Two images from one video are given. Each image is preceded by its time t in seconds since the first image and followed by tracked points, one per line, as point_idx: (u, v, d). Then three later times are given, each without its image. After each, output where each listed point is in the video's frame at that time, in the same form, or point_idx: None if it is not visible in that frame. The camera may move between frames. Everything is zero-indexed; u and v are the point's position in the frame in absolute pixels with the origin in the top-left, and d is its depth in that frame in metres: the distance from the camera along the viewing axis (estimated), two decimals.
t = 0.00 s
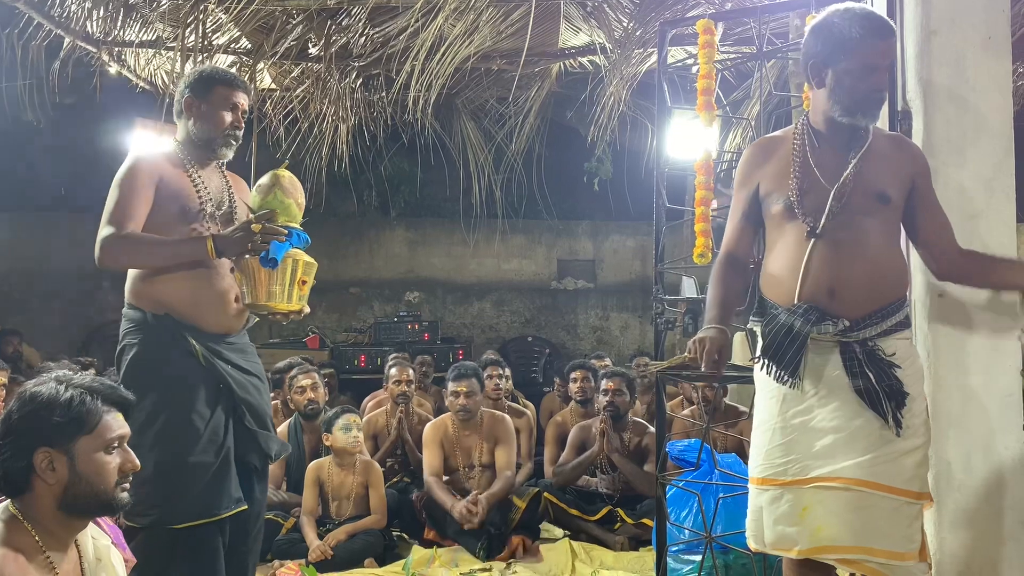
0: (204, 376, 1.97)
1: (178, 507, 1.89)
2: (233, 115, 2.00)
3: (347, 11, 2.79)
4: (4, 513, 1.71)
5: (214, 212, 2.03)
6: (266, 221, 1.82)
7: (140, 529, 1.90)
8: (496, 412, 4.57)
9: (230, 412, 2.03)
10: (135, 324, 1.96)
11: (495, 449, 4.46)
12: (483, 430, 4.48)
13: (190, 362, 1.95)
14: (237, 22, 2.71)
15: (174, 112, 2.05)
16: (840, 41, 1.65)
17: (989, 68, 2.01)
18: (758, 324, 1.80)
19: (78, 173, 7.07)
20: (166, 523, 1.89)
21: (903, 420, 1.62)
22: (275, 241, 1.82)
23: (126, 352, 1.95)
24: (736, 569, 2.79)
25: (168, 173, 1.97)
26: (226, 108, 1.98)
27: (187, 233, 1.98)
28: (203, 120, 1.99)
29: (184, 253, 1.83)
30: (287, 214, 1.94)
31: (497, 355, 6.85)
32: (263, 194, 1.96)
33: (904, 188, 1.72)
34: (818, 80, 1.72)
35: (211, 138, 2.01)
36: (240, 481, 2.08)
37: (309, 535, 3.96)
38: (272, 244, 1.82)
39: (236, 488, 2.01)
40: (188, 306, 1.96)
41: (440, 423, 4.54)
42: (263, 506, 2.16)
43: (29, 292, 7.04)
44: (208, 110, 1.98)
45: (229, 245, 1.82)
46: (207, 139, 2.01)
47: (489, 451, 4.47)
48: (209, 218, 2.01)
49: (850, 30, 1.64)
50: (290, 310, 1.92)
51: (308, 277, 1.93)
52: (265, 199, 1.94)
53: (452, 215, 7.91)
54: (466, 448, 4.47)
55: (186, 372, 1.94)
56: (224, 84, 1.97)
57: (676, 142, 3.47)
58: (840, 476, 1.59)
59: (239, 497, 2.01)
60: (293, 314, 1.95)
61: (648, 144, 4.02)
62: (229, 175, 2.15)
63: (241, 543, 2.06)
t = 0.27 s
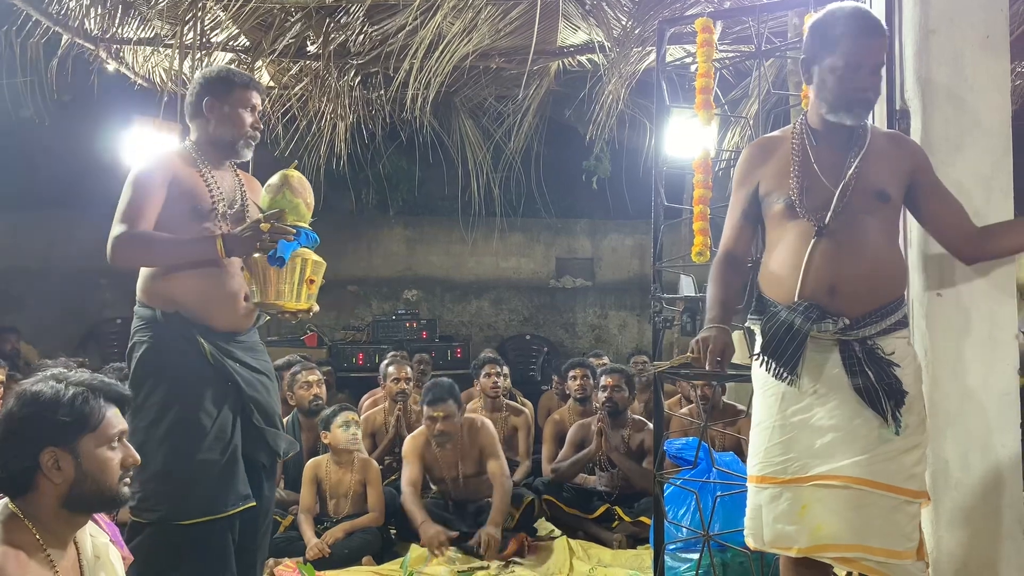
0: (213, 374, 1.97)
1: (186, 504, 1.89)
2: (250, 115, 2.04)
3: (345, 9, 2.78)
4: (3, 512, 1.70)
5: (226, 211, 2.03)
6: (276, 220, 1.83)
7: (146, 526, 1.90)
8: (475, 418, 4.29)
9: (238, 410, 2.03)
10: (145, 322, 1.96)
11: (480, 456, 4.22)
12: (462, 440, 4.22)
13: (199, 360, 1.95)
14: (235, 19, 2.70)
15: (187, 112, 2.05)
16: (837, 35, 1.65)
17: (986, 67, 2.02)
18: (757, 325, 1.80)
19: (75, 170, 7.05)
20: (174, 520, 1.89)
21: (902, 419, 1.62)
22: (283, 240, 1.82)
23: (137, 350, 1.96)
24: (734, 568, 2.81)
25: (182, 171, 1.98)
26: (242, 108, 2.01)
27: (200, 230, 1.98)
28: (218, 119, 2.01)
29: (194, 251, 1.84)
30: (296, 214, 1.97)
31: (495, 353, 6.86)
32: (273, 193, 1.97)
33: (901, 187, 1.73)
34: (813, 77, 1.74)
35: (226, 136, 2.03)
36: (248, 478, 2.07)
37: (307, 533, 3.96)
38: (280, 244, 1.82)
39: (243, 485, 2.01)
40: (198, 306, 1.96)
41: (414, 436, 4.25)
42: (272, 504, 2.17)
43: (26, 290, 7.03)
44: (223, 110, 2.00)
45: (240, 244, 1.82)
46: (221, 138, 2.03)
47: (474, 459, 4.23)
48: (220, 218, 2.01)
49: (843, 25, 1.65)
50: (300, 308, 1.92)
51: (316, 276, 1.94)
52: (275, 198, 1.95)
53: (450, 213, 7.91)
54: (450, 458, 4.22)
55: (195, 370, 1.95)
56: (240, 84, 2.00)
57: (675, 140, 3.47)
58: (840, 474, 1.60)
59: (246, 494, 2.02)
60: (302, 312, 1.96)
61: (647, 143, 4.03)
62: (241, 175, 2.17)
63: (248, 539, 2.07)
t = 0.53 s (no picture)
0: (211, 374, 1.96)
1: (186, 502, 1.89)
2: (261, 126, 2.06)
3: (344, 7, 2.77)
4: None
5: (229, 212, 2.03)
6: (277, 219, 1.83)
7: (144, 526, 1.90)
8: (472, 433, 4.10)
9: (236, 408, 2.03)
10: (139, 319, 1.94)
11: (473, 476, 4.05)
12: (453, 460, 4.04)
13: (196, 358, 1.94)
14: (233, 18, 2.69)
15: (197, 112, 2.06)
16: (830, 29, 1.67)
17: (984, 66, 2.02)
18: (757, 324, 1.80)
19: (72, 168, 7.02)
20: (173, 519, 1.89)
21: (902, 418, 1.63)
22: (286, 241, 1.83)
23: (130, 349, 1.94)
24: (730, 565, 2.84)
25: (188, 171, 1.98)
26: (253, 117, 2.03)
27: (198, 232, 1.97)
28: (227, 126, 2.02)
29: (195, 250, 1.84)
30: (296, 214, 1.96)
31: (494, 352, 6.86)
32: (272, 194, 1.98)
33: (902, 186, 1.72)
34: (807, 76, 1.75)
35: (235, 141, 2.04)
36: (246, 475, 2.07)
37: (305, 532, 3.95)
38: (284, 244, 1.83)
39: (243, 482, 2.01)
40: (196, 306, 1.95)
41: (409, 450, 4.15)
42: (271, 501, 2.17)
43: (23, 288, 7.02)
44: (232, 117, 2.01)
45: (240, 245, 1.82)
46: (229, 143, 2.04)
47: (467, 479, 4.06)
48: (222, 219, 2.02)
49: (842, 23, 1.66)
50: (302, 307, 1.96)
51: (319, 274, 1.96)
52: (275, 199, 1.95)
53: (449, 211, 7.91)
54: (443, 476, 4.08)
55: (193, 369, 1.94)
56: (252, 92, 2.02)
57: (674, 139, 3.46)
58: (839, 472, 1.61)
59: (246, 491, 2.02)
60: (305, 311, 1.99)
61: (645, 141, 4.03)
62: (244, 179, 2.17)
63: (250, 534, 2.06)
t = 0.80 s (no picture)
0: (198, 374, 1.97)
1: (179, 503, 1.93)
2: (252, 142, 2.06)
3: (342, 6, 2.78)
4: None
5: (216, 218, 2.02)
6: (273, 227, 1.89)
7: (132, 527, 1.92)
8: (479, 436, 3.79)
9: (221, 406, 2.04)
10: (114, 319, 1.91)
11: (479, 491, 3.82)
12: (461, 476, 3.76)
13: (183, 358, 1.95)
14: (231, 16, 2.69)
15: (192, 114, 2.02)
16: (821, 28, 1.67)
17: (983, 64, 2.02)
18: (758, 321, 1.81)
19: (70, 166, 7.01)
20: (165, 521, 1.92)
21: (901, 416, 1.62)
22: (286, 245, 1.86)
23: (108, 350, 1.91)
24: (730, 564, 2.82)
25: (182, 169, 1.94)
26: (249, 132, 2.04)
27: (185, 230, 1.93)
28: (223, 136, 2.01)
29: (185, 249, 1.88)
30: (286, 220, 1.95)
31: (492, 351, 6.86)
32: (257, 200, 1.96)
33: (902, 184, 1.71)
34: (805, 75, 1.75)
35: (224, 153, 2.02)
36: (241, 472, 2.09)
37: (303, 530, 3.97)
38: (281, 246, 1.86)
39: (234, 481, 2.04)
40: (180, 307, 1.94)
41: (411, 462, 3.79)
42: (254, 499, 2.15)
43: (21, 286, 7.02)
44: (232, 130, 2.01)
45: (236, 249, 1.88)
46: (220, 152, 2.02)
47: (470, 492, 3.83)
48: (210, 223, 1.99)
49: (838, 23, 1.66)
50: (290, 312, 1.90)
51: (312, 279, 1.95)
52: (265, 204, 1.94)
53: (448, 210, 7.90)
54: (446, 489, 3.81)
55: (181, 370, 1.95)
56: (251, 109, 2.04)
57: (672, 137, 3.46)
58: (835, 471, 1.61)
59: (238, 490, 2.05)
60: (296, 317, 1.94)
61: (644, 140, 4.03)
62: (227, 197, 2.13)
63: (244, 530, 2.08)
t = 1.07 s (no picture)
0: (189, 371, 2.05)
1: (179, 499, 2.00)
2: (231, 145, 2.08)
3: (342, 4, 2.78)
4: None
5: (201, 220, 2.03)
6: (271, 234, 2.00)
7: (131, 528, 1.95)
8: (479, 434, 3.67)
9: (206, 403, 2.12)
10: (110, 318, 1.93)
11: (478, 487, 3.72)
12: (462, 477, 3.63)
13: (177, 357, 2.02)
14: (230, 15, 2.68)
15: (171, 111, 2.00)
16: (826, 31, 1.67)
17: (982, 63, 2.02)
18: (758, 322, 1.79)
19: (68, 164, 6.99)
20: (165, 518, 1.98)
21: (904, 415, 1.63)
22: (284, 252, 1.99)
23: (105, 350, 1.92)
24: (729, 563, 2.82)
25: (180, 172, 1.95)
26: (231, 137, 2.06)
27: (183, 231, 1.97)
28: (207, 137, 2.01)
29: (189, 252, 1.91)
30: (275, 225, 2.05)
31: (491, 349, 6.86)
32: (249, 205, 2.00)
33: (900, 181, 1.72)
34: (799, 73, 1.73)
35: (206, 155, 2.03)
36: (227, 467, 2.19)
37: (302, 529, 3.97)
38: (280, 254, 1.99)
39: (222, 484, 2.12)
40: (174, 306, 1.99)
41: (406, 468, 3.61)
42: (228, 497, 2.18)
43: (20, 285, 6.99)
44: (214, 132, 2.02)
45: (235, 251, 1.95)
46: (203, 154, 2.02)
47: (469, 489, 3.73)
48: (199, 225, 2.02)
49: (844, 27, 1.65)
50: (275, 315, 2.01)
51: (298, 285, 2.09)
52: (259, 211, 2.00)
53: (447, 209, 7.89)
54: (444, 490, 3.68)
55: (176, 368, 2.01)
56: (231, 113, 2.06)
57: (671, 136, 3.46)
58: (842, 470, 1.61)
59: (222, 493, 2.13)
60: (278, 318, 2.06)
61: (643, 139, 4.02)
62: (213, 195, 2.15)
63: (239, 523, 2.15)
